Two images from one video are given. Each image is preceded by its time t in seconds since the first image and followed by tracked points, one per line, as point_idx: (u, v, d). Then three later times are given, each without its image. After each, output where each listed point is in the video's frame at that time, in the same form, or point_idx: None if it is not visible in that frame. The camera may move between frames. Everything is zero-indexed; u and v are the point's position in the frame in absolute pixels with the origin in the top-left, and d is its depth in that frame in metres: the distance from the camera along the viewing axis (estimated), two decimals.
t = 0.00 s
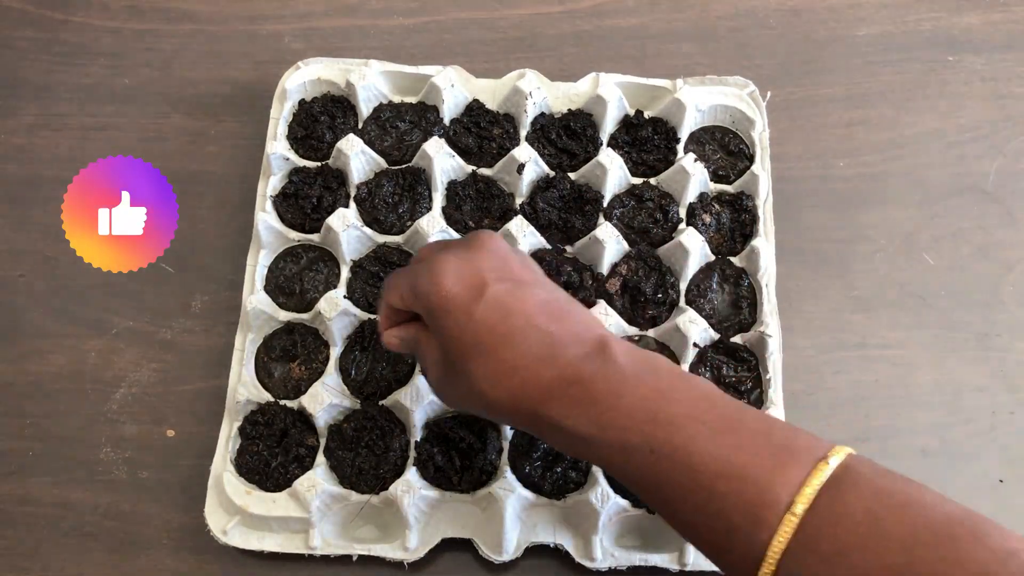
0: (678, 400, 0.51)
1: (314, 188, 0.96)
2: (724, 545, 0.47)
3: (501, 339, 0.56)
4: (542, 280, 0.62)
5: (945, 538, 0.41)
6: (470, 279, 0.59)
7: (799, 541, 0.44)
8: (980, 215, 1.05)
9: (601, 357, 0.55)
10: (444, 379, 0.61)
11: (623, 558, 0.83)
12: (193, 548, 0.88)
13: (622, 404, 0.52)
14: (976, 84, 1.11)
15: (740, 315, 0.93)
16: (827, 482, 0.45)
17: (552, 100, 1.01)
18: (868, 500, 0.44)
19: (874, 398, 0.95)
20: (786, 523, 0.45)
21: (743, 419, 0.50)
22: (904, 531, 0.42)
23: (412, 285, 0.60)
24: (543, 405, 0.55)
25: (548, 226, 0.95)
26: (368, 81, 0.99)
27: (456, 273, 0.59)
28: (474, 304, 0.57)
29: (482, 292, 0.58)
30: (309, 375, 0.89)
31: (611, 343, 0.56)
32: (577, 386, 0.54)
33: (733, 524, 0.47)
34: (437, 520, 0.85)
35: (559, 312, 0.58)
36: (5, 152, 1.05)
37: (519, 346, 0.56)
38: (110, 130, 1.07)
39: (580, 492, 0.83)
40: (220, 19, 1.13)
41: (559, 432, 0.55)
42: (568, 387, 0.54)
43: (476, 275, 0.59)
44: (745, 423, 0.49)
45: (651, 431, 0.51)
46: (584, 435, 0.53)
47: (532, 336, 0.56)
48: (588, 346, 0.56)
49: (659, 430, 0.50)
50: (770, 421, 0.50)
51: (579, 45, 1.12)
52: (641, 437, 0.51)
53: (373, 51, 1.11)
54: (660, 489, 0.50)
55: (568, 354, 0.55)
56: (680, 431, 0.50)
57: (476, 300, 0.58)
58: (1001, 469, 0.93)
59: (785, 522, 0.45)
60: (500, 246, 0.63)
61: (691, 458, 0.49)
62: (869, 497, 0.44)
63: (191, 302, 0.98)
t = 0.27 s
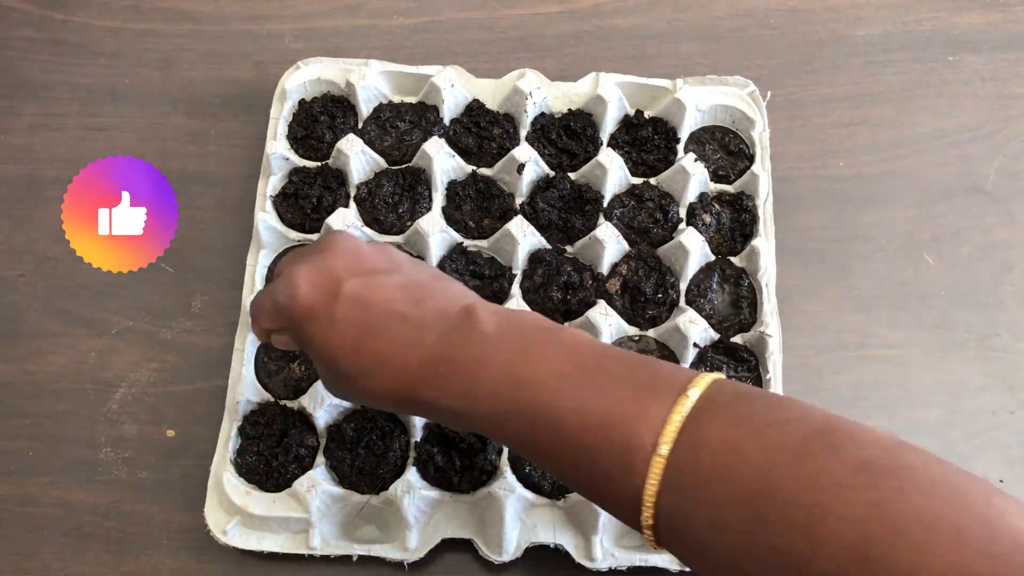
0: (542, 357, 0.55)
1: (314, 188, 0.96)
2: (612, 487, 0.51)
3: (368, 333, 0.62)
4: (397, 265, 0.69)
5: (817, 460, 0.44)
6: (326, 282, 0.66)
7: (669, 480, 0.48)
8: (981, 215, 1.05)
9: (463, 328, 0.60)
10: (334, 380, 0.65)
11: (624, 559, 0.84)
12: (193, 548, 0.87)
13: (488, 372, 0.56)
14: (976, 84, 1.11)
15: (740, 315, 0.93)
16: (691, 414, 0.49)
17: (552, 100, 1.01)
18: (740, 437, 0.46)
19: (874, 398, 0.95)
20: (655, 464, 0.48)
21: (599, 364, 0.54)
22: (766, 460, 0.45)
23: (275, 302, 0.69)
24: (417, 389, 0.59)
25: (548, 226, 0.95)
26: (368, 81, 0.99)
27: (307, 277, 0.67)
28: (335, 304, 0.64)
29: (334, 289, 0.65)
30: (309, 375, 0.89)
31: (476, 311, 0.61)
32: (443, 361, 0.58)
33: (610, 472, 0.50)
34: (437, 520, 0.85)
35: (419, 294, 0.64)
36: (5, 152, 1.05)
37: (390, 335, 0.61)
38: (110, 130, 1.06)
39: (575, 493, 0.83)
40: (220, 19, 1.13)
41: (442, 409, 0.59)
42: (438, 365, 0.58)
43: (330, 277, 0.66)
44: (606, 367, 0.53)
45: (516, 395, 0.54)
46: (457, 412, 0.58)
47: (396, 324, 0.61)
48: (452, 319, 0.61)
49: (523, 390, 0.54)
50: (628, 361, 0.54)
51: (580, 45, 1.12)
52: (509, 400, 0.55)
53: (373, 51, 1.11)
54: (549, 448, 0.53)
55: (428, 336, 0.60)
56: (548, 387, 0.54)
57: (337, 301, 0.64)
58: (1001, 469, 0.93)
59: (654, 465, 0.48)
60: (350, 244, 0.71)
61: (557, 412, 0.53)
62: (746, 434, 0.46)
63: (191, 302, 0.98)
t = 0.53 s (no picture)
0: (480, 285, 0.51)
1: (314, 189, 0.96)
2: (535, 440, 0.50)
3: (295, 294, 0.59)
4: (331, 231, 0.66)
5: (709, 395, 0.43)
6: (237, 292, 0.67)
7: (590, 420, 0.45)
8: (980, 215, 1.05)
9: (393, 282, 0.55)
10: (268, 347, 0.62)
11: (624, 559, 0.83)
12: (193, 548, 0.88)
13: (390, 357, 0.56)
14: (976, 84, 1.11)
15: (741, 315, 0.92)
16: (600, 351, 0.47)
17: (552, 100, 1.01)
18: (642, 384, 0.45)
19: (874, 398, 0.96)
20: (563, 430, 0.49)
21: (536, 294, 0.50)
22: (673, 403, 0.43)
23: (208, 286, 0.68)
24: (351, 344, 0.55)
25: (547, 225, 0.95)
26: (368, 81, 0.99)
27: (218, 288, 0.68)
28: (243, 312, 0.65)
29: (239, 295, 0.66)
30: (309, 375, 0.89)
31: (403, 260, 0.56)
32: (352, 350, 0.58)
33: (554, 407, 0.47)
34: (437, 520, 0.85)
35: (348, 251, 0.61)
36: (5, 152, 1.05)
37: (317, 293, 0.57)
38: (110, 130, 1.06)
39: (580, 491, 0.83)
40: (220, 19, 1.13)
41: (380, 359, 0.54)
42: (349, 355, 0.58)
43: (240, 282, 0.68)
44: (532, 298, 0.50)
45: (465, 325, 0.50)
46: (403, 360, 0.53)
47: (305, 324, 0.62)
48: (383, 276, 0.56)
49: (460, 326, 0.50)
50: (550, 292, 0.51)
51: (579, 45, 1.12)
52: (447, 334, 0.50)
53: (373, 51, 1.11)
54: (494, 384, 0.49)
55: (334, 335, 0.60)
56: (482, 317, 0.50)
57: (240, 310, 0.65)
58: (1000, 469, 0.93)
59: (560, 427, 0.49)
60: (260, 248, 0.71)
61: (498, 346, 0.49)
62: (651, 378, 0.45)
63: (191, 302, 0.98)
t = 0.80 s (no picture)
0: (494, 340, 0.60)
1: (314, 188, 0.96)
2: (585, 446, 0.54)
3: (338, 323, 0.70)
4: (371, 260, 0.76)
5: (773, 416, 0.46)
6: (298, 277, 0.74)
7: (643, 448, 0.50)
8: (980, 215, 1.05)
9: (429, 311, 0.66)
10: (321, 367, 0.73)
11: (623, 559, 0.84)
12: (192, 548, 0.87)
13: (442, 343, 0.63)
14: (976, 84, 1.11)
15: (741, 315, 0.93)
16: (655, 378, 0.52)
17: (552, 100, 1.01)
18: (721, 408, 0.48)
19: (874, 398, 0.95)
20: (620, 432, 0.51)
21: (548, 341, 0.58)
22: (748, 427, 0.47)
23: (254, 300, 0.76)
24: (384, 373, 0.67)
25: (548, 226, 0.95)
26: (368, 81, 0.98)
27: (280, 274, 0.74)
28: (307, 300, 0.72)
29: (304, 287, 0.73)
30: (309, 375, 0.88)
31: (439, 295, 0.67)
32: (411, 339, 0.65)
33: (583, 438, 0.53)
34: (437, 520, 0.85)
35: (386, 286, 0.71)
36: (5, 152, 1.05)
37: (356, 321, 0.69)
38: (110, 130, 1.06)
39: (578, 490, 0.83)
40: (220, 19, 1.13)
41: (418, 393, 0.65)
42: (406, 342, 0.65)
43: (303, 264, 0.75)
44: (563, 341, 0.57)
45: (482, 377, 0.59)
46: (431, 393, 0.64)
47: (366, 314, 0.69)
48: (416, 305, 0.67)
49: (484, 370, 0.59)
50: (586, 333, 0.57)
51: (579, 45, 1.12)
52: (472, 380, 0.60)
53: (373, 51, 1.11)
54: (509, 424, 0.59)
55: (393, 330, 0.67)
56: (501, 368, 0.58)
57: (303, 297, 0.73)
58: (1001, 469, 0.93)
59: (622, 432, 0.51)
60: (320, 236, 0.77)
61: (516, 393, 0.57)
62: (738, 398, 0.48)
63: (191, 302, 0.98)
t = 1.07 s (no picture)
0: (525, 416, 0.56)
1: (314, 188, 0.95)
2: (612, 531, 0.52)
3: (349, 397, 0.60)
4: (378, 332, 0.66)
5: (819, 492, 0.46)
6: (304, 347, 0.62)
7: (675, 529, 0.49)
8: (980, 215, 1.05)
9: (448, 390, 0.59)
10: (318, 445, 0.63)
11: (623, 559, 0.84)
12: (192, 548, 0.87)
13: (467, 427, 0.57)
14: (976, 84, 1.11)
15: (741, 315, 0.93)
16: (691, 456, 0.51)
17: (552, 100, 1.01)
18: (777, 485, 0.47)
19: (874, 398, 0.95)
20: (659, 510, 0.50)
21: (585, 417, 0.55)
22: (762, 500, 0.47)
23: (253, 367, 0.63)
24: (410, 453, 0.58)
25: (548, 226, 0.95)
26: (368, 81, 0.98)
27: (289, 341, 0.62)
28: (309, 369, 0.61)
29: (314, 357, 0.61)
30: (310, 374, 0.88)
31: (456, 368, 0.61)
32: (429, 425, 0.58)
33: (610, 520, 0.51)
34: (437, 521, 0.85)
35: (399, 359, 0.62)
36: (5, 153, 1.05)
37: (373, 397, 0.59)
38: (110, 130, 1.06)
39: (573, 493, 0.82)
40: (219, 19, 1.12)
41: (428, 473, 0.58)
42: (419, 432, 0.58)
43: (306, 341, 0.62)
44: (591, 418, 0.55)
45: (513, 471, 0.55)
46: (453, 471, 0.57)
47: (376, 387, 0.60)
48: (434, 380, 0.60)
49: (517, 448, 0.55)
50: (625, 415, 0.55)
51: (580, 45, 1.12)
52: (502, 459, 0.55)
53: (373, 51, 1.11)
54: (543, 507, 0.54)
55: (403, 404, 0.59)
56: (526, 444, 0.55)
57: (313, 369, 0.61)
58: (1001, 469, 0.93)
59: (657, 509, 0.50)
60: (329, 308, 0.66)
61: (547, 468, 0.53)
62: (786, 477, 0.48)
63: (191, 303, 0.98)
